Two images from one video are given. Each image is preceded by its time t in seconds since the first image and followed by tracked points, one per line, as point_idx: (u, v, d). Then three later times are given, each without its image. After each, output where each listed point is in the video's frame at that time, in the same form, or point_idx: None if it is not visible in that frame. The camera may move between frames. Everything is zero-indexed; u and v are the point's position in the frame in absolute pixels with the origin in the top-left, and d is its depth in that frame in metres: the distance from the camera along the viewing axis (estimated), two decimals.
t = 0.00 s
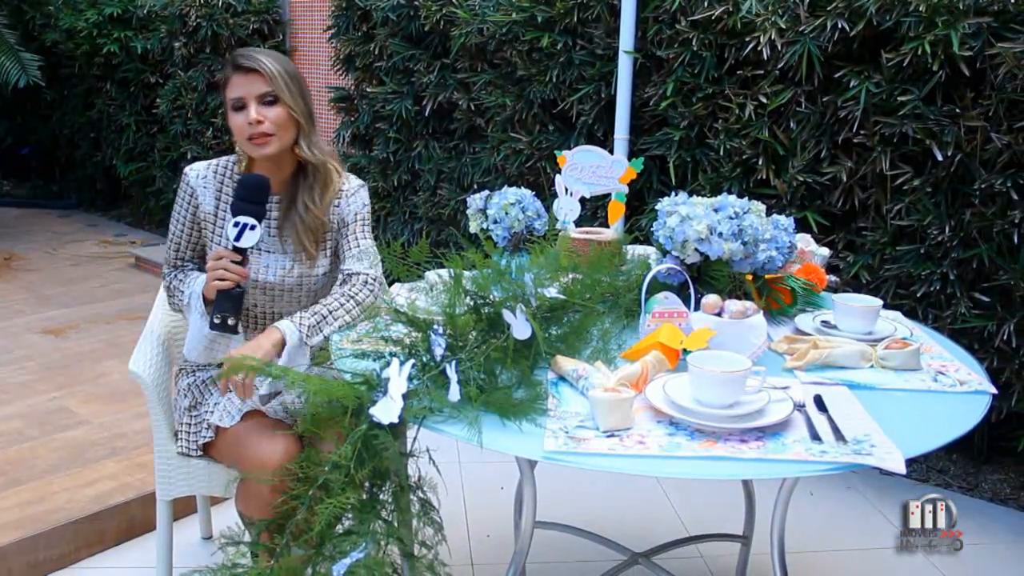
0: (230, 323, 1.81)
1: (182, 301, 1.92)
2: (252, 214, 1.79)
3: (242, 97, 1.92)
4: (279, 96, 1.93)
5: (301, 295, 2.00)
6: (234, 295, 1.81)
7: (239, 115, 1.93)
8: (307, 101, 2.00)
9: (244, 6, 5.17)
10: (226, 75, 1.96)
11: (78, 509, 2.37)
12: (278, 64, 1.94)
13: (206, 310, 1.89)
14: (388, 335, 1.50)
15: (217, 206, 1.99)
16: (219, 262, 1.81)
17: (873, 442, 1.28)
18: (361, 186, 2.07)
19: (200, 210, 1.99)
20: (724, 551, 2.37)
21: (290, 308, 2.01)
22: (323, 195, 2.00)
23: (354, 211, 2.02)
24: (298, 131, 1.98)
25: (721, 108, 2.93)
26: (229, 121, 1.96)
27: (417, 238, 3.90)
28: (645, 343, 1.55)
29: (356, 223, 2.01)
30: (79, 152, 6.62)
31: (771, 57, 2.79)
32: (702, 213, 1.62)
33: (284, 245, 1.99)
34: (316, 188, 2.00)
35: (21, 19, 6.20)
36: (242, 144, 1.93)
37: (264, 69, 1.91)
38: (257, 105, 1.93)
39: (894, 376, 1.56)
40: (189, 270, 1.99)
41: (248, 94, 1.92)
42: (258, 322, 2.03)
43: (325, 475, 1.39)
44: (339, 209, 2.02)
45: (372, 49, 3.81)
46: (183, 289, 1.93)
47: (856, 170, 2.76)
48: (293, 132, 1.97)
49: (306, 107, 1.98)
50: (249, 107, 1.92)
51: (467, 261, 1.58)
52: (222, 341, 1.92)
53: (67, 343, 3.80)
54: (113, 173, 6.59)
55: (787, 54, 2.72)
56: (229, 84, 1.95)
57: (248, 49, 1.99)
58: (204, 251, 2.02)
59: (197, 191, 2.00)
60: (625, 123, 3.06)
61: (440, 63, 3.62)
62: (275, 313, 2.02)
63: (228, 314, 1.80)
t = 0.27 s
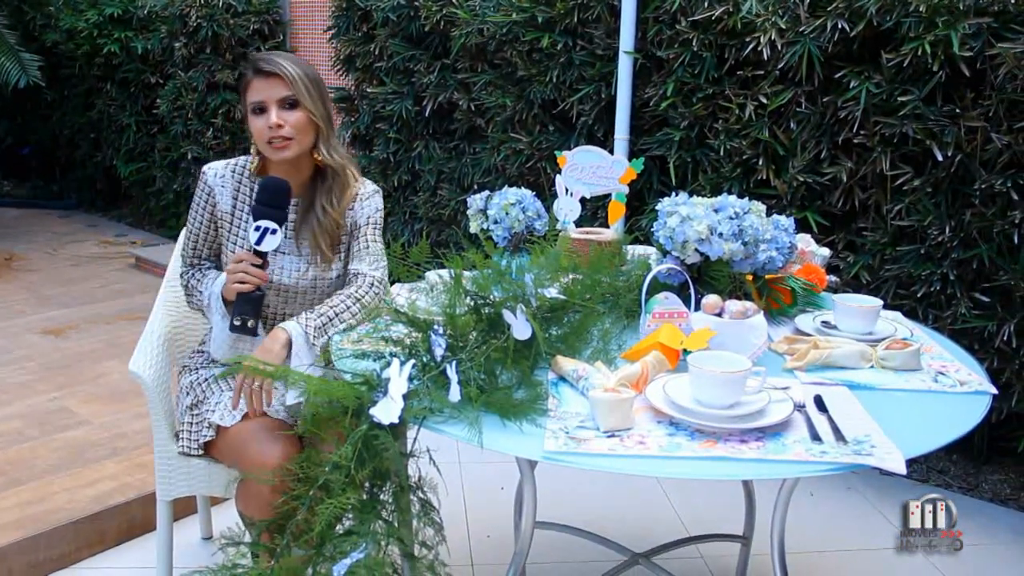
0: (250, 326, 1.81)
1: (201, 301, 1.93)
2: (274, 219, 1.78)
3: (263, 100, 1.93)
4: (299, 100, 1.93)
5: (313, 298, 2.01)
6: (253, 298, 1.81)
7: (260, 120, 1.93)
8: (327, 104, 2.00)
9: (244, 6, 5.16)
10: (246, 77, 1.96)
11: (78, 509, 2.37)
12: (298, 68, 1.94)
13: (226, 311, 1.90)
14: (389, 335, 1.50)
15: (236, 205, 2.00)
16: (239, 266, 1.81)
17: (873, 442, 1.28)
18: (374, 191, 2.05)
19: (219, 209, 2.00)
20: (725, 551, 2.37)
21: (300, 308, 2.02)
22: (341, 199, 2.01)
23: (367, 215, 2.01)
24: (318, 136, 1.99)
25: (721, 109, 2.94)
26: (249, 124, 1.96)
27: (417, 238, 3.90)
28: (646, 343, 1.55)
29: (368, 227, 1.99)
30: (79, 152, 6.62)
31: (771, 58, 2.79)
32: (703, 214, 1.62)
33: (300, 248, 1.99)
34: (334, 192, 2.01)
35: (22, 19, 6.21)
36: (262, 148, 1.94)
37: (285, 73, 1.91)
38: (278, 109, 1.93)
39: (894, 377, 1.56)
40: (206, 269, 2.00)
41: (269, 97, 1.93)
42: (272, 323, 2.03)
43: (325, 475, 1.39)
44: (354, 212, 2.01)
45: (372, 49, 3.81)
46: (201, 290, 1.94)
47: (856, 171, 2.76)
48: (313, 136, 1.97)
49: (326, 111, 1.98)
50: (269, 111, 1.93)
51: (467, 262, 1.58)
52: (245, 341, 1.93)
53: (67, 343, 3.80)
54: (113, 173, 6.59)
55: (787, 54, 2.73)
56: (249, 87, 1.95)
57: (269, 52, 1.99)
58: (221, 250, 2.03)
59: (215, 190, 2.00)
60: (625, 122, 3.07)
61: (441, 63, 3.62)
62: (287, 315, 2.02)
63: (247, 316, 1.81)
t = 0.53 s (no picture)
0: (253, 325, 1.79)
1: (203, 300, 1.92)
2: (280, 218, 1.78)
3: (269, 99, 1.93)
4: (305, 100, 1.93)
5: (315, 296, 2.01)
6: (258, 298, 1.81)
7: (265, 118, 1.94)
8: (332, 104, 2.00)
9: (245, 6, 5.15)
10: (253, 75, 1.96)
11: (79, 509, 2.37)
12: (305, 68, 1.93)
13: (229, 310, 1.89)
14: (389, 335, 1.50)
15: (239, 203, 2.00)
16: (244, 265, 1.81)
17: (874, 442, 1.28)
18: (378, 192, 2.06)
19: (222, 207, 2.00)
20: (725, 551, 2.37)
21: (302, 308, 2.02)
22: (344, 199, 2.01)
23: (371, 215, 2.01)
24: (323, 135, 1.99)
25: (721, 108, 2.94)
26: (255, 122, 1.96)
27: (418, 238, 3.90)
28: (646, 343, 1.55)
29: (370, 227, 1.99)
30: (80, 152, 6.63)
31: (772, 57, 2.79)
32: (703, 213, 1.62)
33: (303, 246, 1.99)
34: (338, 192, 2.01)
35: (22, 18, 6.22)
36: (267, 146, 1.94)
37: (292, 73, 1.91)
38: (283, 109, 1.93)
39: (895, 377, 1.56)
40: (207, 267, 2.00)
41: (275, 96, 1.93)
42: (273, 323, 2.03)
43: (325, 475, 1.39)
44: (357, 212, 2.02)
45: (373, 49, 3.81)
46: (202, 288, 1.93)
47: (857, 171, 2.76)
48: (318, 136, 1.97)
49: (332, 111, 1.98)
50: (275, 110, 1.93)
51: (468, 261, 1.58)
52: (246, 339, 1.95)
53: (68, 343, 3.80)
54: (114, 173, 6.59)
55: (788, 54, 2.72)
56: (256, 86, 1.95)
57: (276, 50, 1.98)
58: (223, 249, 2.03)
59: (220, 188, 2.00)
60: (625, 123, 3.06)
61: (441, 63, 3.62)
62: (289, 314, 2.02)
63: (252, 315, 1.79)
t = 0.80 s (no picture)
0: (246, 322, 1.81)
1: (196, 299, 1.91)
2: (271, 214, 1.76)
3: (263, 97, 1.93)
4: (298, 100, 1.93)
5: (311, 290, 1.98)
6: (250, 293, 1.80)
7: (260, 115, 1.94)
8: (330, 105, 1.98)
9: (245, 6, 5.14)
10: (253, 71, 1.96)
11: (79, 509, 2.37)
12: (301, 68, 1.92)
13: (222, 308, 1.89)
14: (389, 335, 1.50)
15: (233, 203, 2.01)
16: (235, 261, 1.80)
17: (874, 442, 1.28)
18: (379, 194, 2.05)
19: (216, 207, 2.00)
20: (726, 551, 2.37)
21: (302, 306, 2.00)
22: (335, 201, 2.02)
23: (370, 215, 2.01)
24: (317, 136, 1.98)
25: (721, 108, 2.94)
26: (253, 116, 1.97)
27: (418, 238, 3.90)
28: (646, 343, 1.55)
29: (370, 226, 1.97)
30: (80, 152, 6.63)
31: (772, 57, 2.79)
32: (703, 213, 1.62)
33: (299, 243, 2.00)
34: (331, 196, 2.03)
35: (23, 18, 6.22)
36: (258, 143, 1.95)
37: (286, 73, 1.91)
38: (277, 107, 1.93)
39: (895, 377, 1.56)
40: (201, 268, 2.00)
41: (269, 95, 1.92)
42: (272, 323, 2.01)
43: (326, 474, 1.39)
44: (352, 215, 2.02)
45: (373, 49, 3.81)
46: (196, 288, 1.93)
47: (857, 171, 2.75)
48: (311, 138, 1.97)
49: (327, 112, 1.97)
50: (268, 108, 1.93)
51: (469, 261, 1.58)
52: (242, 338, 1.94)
53: (68, 343, 3.80)
54: (114, 173, 6.59)
55: (788, 54, 2.72)
56: (254, 81, 1.95)
57: (279, 45, 1.97)
58: (217, 250, 2.03)
59: (214, 188, 2.01)
60: (625, 123, 3.05)
61: (442, 63, 3.62)
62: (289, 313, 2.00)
63: (244, 312, 1.80)
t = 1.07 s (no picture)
0: (247, 319, 1.79)
1: (198, 297, 1.91)
2: (270, 210, 1.76)
3: (268, 101, 1.93)
4: (303, 104, 1.93)
5: (310, 290, 1.98)
6: (251, 290, 1.78)
7: (264, 120, 1.94)
8: (334, 107, 1.98)
9: (245, 6, 5.14)
10: (255, 76, 1.96)
11: (79, 509, 2.37)
12: (304, 70, 1.92)
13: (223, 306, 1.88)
14: (389, 335, 1.49)
15: (238, 202, 2.00)
16: (236, 258, 1.76)
17: (874, 442, 1.28)
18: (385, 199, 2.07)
19: (221, 206, 2.00)
20: (726, 551, 2.37)
21: (305, 306, 2.00)
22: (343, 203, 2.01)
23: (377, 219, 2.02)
24: (323, 139, 1.98)
25: (721, 109, 2.94)
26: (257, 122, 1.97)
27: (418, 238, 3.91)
28: (646, 343, 1.55)
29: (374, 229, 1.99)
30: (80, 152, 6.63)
31: (772, 58, 2.79)
32: (703, 213, 1.62)
33: (303, 243, 2.01)
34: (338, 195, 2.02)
35: (23, 18, 6.22)
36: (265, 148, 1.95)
37: (290, 76, 1.91)
38: (282, 111, 1.93)
39: (895, 377, 1.56)
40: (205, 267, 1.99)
41: (273, 99, 1.93)
42: (274, 323, 2.01)
43: (326, 475, 1.39)
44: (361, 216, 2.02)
45: (373, 49, 3.81)
46: (199, 286, 1.92)
47: (857, 171, 2.75)
48: (317, 139, 1.97)
49: (332, 115, 1.97)
50: (273, 112, 1.93)
51: (469, 261, 1.58)
52: (234, 338, 1.94)
53: (68, 343, 3.80)
54: (114, 173, 6.59)
55: (788, 54, 2.72)
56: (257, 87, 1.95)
57: (279, 50, 1.97)
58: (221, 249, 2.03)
59: (219, 187, 2.01)
60: (625, 123, 3.05)
61: (442, 63, 3.62)
62: (292, 313, 2.00)
63: (246, 308, 1.78)
